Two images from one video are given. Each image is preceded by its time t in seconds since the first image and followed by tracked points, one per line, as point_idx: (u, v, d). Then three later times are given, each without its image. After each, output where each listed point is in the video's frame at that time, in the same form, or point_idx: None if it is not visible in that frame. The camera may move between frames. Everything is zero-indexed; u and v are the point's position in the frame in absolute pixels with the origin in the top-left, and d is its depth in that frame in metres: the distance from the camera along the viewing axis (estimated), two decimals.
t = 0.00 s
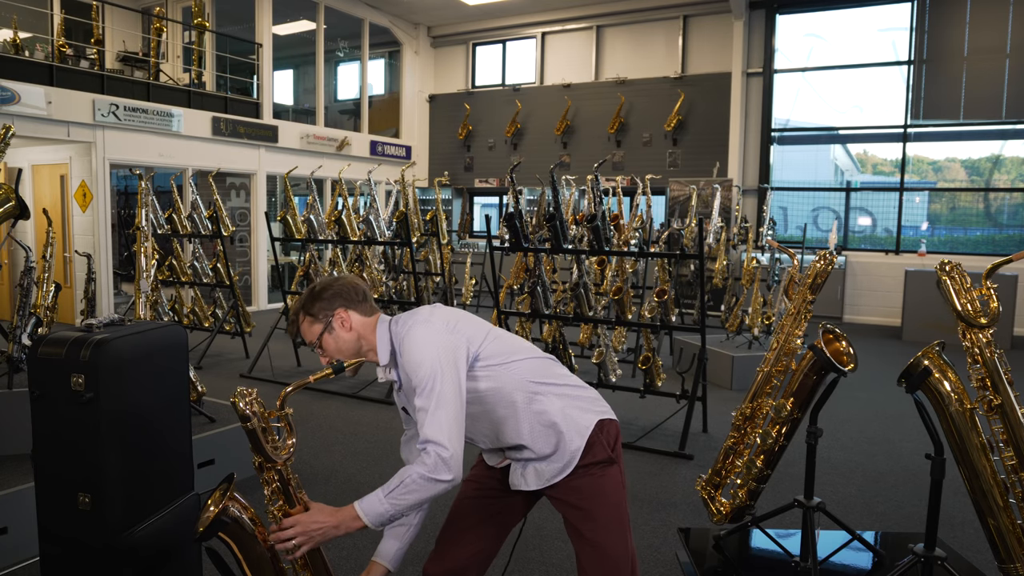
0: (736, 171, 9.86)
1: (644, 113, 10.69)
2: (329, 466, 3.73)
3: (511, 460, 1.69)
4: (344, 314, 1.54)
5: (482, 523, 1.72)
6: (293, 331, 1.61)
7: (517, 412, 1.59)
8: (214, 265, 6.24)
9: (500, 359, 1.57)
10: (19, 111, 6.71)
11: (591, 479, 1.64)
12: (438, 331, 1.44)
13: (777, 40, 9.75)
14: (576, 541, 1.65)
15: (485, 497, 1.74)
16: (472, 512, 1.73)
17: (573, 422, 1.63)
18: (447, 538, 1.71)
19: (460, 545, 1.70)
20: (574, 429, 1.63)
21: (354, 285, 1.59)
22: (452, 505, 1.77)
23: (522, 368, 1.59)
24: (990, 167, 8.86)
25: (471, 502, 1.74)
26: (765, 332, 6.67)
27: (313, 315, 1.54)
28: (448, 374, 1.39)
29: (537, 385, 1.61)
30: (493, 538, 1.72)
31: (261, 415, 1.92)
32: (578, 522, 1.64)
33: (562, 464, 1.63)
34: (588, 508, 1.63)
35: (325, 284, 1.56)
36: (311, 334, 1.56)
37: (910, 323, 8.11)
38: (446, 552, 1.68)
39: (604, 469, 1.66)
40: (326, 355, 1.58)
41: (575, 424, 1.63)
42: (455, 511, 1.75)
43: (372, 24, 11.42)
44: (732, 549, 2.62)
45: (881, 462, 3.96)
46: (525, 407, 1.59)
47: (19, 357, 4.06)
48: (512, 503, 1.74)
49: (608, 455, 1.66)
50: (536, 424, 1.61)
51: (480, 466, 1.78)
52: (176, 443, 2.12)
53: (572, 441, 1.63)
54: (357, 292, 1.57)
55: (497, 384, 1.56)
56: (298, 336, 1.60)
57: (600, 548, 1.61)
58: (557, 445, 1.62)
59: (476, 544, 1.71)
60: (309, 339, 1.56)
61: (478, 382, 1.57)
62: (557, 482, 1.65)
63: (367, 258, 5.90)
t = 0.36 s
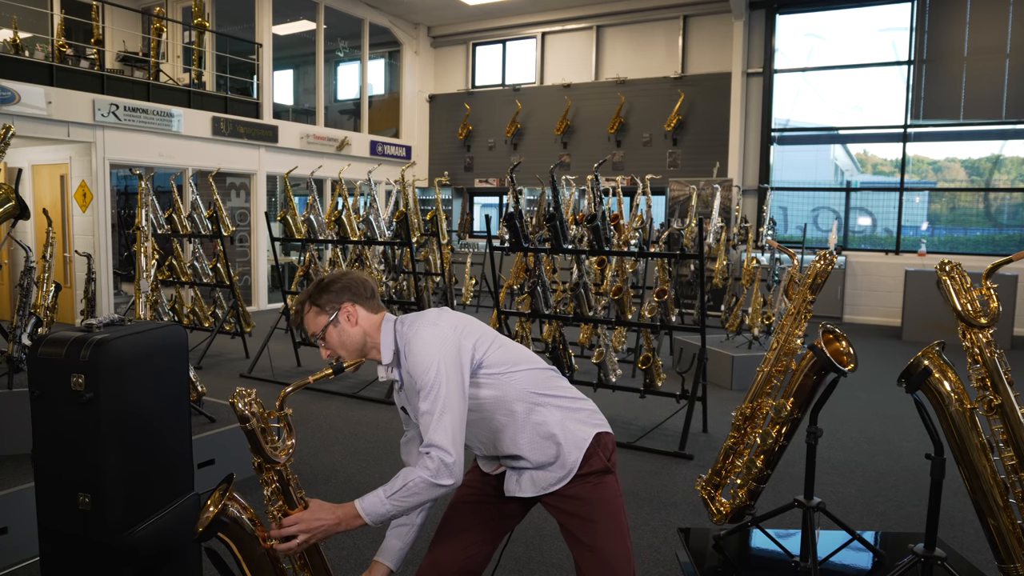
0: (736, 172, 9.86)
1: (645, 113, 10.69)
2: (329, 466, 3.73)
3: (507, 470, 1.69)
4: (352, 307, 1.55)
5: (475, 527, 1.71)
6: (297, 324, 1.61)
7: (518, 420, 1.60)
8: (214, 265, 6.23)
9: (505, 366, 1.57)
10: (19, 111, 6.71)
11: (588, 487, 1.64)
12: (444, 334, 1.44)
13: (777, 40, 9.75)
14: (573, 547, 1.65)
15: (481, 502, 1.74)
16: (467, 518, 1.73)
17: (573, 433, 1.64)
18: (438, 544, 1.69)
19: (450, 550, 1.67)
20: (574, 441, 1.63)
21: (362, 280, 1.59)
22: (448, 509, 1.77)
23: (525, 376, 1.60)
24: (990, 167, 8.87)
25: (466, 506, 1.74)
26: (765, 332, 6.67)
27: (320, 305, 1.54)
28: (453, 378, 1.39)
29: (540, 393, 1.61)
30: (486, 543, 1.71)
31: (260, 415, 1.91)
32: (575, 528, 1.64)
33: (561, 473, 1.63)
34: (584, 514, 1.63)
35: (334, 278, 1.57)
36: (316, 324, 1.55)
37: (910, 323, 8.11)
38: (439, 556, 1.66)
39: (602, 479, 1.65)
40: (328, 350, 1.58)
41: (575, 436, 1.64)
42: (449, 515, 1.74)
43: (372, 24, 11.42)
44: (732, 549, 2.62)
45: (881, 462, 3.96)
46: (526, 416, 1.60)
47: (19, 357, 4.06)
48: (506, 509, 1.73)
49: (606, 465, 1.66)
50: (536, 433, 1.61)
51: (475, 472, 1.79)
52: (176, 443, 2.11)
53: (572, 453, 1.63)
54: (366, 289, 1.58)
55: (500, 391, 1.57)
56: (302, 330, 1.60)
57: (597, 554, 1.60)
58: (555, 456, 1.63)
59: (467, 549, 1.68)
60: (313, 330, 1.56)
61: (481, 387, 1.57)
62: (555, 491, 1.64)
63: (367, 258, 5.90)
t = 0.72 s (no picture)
0: (736, 171, 9.86)
1: (645, 113, 10.69)
2: (329, 466, 3.73)
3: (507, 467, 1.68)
4: (369, 290, 1.56)
5: (475, 527, 1.71)
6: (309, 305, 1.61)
7: (522, 416, 1.60)
8: (214, 265, 6.23)
9: (513, 362, 1.58)
10: (19, 111, 6.71)
11: (588, 487, 1.64)
12: (456, 323, 1.45)
13: (777, 40, 9.75)
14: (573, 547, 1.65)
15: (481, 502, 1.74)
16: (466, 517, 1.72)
17: (576, 435, 1.64)
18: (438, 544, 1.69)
19: (449, 551, 1.67)
20: (576, 443, 1.63)
21: (380, 267, 1.60)
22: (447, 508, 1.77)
23: (533, 374, 1.60)
24: (990, 167, 8.87)
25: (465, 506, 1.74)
26: (765, 332, 6.67)
27: (337, 286, 1.55)
28: (463, 367, 1.39)
29: (547, 392, 1.62)
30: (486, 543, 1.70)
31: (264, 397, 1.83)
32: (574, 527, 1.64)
33: (561, 474, 1.63)
34: (584, 514, 1.63)
35: (352, 261, 1.58)
36: (332, 304, 1.55)
37: (910, 323, 8.10)
38: (439, 556, 1.66)
39: (602, 481, 1.66)
40: (339, 332, 1.58)
41: (578, 437, 1.64)
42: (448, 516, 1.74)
43: (372, 24, 11.43)
44: (732, 549, 2.62)
45: (881, 462, 3.96)
46: (531, 413, 1.60)
47: (19, 356, 4.06)
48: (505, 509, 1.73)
49: (606, 467, 1.66)
50: (538, 431, 1.61)
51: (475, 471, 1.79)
52: (176, 443, 2.11)
53: (572, 453, 1.63)
54: (383, 276, 1.59)
55: (506, 386, 1.58)
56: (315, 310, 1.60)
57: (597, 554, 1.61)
58: (556, 456, 1.62)
59: (467, 549, 1.68)
60: (327, 310, 1.56)
61: (488, 381, 1.58)
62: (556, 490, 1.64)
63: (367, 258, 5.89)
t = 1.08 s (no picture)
0: (736, 171, 9.86)
1: (645, 113, 10.68)
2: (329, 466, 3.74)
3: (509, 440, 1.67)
4: (402, 236, 1.51)
5: (483, 516, 1.70)
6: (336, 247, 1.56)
7: (536, 382, 1.58)
8: (214, 265, 6.23)
9: (534, 327, 1.56)
10: (19, 111, 6.71)
11: (593, 466, 1.64)
12: (488, 278, 1.44)
13: (776, 40, 9.76)
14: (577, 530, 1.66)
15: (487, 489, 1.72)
16: (474, 505, 1.71)
17: (585, 411, 1.64)
18: (448, 533, 1.70)
19: (459, 542, 1.68)
20: (583, 419, 1.63)
21: (413, 218, 1.55)
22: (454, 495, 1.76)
23: (551, 342, 1.59)
24: (990, 167, 8.87)
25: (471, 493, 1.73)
26: (765, 332, 6.67)
27: (370, 228, 1.49)
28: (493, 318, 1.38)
29: (563, 360, 1.61)
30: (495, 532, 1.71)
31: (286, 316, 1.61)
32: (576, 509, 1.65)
33: (565, 450, 1.63)
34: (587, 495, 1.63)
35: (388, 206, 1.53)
36: (361, 246, 1.49)
37: (910, 323, 8.10)
38: (451, 545, 1.68)
39: (607, 462, 1.66)
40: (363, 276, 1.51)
41: (585, 413, 1.64)
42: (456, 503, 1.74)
43: (372, 24, 11.43)
44: (732, 549, 2.62)
45: (881, 462, 3.96)
46: (544, 380, 1.58)
47: (19, 357, 4.06)
48: (511, 494, 1.72)
49: (610, 448, 1.66)
50: (548, 402, 1.60)
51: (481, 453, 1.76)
52: (177, 442, 2.11)
53: (578, 430, 1.63)
54: (415, 226, 1.55)
55: (523, 350, 1.56)
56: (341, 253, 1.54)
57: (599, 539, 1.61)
58: (561, 430, 1.62)
59: (476, 537, 1.69)
60: (356, 252, 1.49)
61: (505, 343, 1.57)
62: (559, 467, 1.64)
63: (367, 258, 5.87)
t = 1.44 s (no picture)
0: (736, 171, 9.85)
1: (645, 113, 10.68)
2: (329, 466, 3.74)
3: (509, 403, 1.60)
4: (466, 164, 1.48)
5: (490, 501, 1.63)
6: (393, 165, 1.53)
7: (555, 338, 1.55)
8: (214, 265, 6.23)
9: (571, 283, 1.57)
10: (19, 111, 6.71)
11: (591, 445, 1.55)
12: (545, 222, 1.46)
13: (777, 40, 9.76)
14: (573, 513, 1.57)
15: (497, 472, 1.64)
16: (483, 490, 1.63)
17: (590, 380, 1.56)
18: (457, 520, 1.64)
19: (467, 532, 1.61)
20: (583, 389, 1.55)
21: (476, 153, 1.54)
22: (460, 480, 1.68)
23: (578, 303, 1.57)
24: (990, 167, 8.87)
25: (479, 474, 1.65)
26: (765, 332, 6.67)
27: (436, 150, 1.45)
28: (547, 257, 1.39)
29: (583, 323, 1.58)
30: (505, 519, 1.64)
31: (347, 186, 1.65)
32: (572, 491, 1.56)
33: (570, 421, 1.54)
34: (582, 475, 1.54)
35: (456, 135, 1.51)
36: (420, 168, 1.45)
37: (910, 323, 8.11)
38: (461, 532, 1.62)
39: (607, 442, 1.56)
40: (419, 199, 1.49)
41: (588, 384, 1.56)
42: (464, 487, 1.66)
43: (372, 24, 11.43)
44: (731, 549, 2.62)
45: (881, 462, 3.96)
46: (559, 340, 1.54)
47: (19, 357, 4.06)
48: (515, 476, 1.64)
49: (611, 427, 1.56)
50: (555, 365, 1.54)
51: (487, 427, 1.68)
52: (177, 441, 2.10)
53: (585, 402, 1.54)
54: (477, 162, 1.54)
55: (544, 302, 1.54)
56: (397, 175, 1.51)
57: (596, 524, 1.53)
58: (561, 397, 1.54)
59: (483, 525, 1.62)
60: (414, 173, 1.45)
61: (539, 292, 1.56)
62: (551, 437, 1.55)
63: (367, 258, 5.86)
